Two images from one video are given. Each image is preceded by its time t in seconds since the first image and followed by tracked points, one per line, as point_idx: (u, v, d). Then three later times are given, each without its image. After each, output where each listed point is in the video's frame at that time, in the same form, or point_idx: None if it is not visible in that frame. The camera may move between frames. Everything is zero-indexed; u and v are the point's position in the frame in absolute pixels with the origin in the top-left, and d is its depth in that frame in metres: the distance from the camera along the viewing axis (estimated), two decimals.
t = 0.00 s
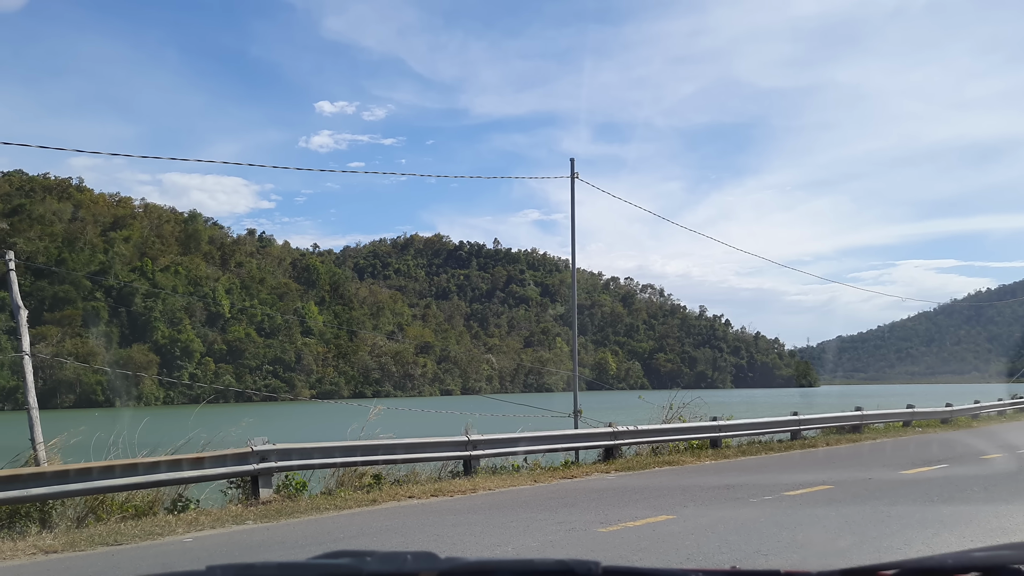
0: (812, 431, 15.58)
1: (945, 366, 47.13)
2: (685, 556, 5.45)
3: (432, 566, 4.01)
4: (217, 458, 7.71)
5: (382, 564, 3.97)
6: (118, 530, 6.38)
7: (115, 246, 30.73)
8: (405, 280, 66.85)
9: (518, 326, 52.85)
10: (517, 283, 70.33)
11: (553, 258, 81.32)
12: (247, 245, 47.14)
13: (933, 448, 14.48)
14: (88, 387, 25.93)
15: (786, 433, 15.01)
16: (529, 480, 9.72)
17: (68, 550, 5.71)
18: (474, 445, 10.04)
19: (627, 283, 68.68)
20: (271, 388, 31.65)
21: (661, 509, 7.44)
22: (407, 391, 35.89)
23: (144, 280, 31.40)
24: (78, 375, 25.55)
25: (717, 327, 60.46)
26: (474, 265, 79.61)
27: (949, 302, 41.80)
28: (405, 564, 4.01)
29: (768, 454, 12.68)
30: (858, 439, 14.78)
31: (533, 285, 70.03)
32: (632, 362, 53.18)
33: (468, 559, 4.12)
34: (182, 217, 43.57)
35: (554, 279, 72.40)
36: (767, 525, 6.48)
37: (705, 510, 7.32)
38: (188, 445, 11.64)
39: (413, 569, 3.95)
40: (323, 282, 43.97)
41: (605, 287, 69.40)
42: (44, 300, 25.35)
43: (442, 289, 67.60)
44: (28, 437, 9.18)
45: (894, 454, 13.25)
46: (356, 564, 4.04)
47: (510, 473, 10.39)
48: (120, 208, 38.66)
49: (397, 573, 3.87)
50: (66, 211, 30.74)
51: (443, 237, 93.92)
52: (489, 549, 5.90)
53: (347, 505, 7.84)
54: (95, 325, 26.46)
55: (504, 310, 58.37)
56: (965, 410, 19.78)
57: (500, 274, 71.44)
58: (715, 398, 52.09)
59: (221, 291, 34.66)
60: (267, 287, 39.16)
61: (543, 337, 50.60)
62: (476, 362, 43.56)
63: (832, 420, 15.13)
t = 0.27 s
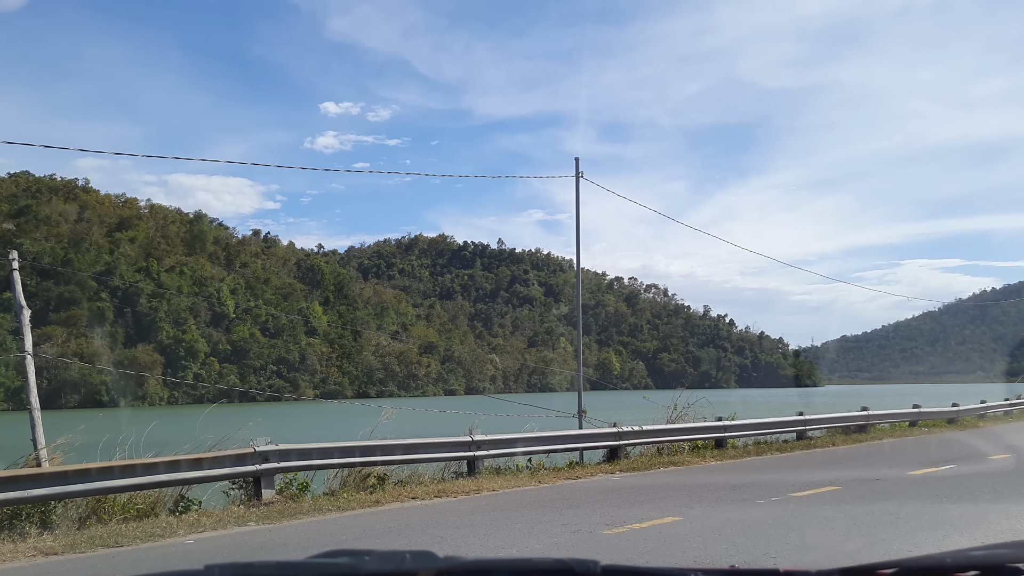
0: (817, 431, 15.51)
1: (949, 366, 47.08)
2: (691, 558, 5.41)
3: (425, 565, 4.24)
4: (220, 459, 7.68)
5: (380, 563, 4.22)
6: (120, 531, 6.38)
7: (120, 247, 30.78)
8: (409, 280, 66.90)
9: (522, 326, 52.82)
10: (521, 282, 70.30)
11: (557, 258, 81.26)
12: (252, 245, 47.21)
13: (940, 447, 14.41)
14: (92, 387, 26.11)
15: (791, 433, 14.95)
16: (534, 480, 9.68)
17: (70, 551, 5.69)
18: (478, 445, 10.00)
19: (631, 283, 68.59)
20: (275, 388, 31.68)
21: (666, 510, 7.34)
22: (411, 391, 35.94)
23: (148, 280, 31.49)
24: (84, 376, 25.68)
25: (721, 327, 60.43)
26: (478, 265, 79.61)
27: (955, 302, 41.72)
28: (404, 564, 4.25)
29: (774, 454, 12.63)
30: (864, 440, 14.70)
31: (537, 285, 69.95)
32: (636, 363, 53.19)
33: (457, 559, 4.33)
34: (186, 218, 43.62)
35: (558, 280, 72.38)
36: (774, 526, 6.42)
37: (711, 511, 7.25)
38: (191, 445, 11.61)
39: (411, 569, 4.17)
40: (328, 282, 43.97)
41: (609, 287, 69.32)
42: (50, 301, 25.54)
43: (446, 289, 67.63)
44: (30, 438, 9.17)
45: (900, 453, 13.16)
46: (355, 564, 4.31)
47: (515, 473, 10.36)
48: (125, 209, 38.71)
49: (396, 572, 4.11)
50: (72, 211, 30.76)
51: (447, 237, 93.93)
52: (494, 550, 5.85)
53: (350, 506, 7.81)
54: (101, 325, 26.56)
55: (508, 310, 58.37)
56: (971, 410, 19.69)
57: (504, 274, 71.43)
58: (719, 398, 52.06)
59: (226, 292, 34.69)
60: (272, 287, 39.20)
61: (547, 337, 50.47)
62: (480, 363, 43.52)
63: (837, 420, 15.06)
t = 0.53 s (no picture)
0: (825, 432, 15.40)
1: (956, 367, 47.09)
2: (701, 561, 5.33)
3: (424, 564, 4.37)
4: (224, 459, 7.65)
5: (381, 563, 4.41)
6: (124, 532, 6.35)
7: (126, 247, 30.82)
8: (414, 281, 66.89)
9: (528, 326, 52.73)
10: (525, 283, 70.23)
11: (562, 258, 81.18)
12: (257, 245, 47.25)
13: (950, 447, 14.29)
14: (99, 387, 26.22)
15: (799, 433, 14.85)
16: (540, 481, 9.61)
17: (73, 553, 5.66)
18: (483, 446, 9.95)
19: (636, 283, 68.47)
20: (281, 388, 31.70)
21: (675, 512, 7.22)
22: (416, 391, 35.93)
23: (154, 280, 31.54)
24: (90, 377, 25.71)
25: (727, 326, 60.31)
26: (482, 265, 79.54)
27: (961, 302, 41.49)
28: (405, 562, 4.43)
29: (781, 455, 12.54)
30: (873, 441, 14.58)
31: (543, 285, 69.87)
32: (641, 363, 53.13)
33: (454, 559, 4.42)
34: (192, 218, 43.66)
35: (563, 280, 72.26)
36: (785, 529, 6.31)
37: (721, 513, 7.14)
38: (194, 445, 11.58)
39: (412, 568, 4.34)
40: (333, 283, 43.97)
41: (614, 287, 69.18)
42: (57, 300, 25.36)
43: (451, 289, 67.59)
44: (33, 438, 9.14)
45: (910, 453, 13.04)
46: (357, 563, 4.51)
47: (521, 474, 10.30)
48: (131, 209, 38.77)
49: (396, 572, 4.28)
50: (78, 212, 30.82)
51: (451, 237, 93.91)
52: (501, 553, 5.77)
53: (355, 508, 7.77)
54: (106, 325, 26.56)
55: (513, 311, 58.30)
56: (980, 411, 19.54)
57: (509, 274, 71.38)
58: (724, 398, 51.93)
59: (231, 292, 34.71)
60: (277, 288, 39.22)
61: (552, 337, 50.37)
62: (485, 363, 43.48)
63: (845, 421, 14.95)
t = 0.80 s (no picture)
0: (833, 433, 15.32)
1: (963, 366, 46.49)
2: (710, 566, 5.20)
3: (424, 563, 4.18)
4: (226, 460, 7.60)
5: (381, 561, 4.20)
6: (125, 535, 6.30)
7: (131, 248, 30.89)
8: (419, 281, 66.92)
9: (532, 326, 52.69)
10: (530, 283, 70.19)
11: (568, 258, 81.14)
12: (263, 245, 47.32)
13: (959, 447, 14.19)
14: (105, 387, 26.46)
15: (807, 434, 14.76)
16: (546, 483, 9.54)
17: (72, 556, 5.61)
18: (489, 447, 9.89)
19: (641, 283, 68.41)
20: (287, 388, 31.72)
21: (684, 515, 7.04)
22: (421, 391, 35.92)
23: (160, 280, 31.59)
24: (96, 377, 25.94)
25: (732, 326, 60.31)
26: (487, 265, 79.51)
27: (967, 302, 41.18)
28: (404, 561, 4.22)
29: (790, 456, 12.44)
30: (881, 441, 14.48)
31: (547, 285, 69.84)
32: (647, 363, 53.12)
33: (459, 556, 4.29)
34: (198, 219, 43.75)
35: (568, 280, 72.20)
36: (796, 532, 6.15)
37: (731, 515, 6.98)
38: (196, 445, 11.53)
39: (412, 567, 4.14)
40: (338, 283, 44.00)
41: (619, 287, 69.11)
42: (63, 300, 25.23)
43: (456, 289, 67.60)
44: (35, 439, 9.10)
45: (919, 452, 12.94)
46: (355, 562, 4.28)
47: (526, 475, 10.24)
48: (137, 210, 38.87)
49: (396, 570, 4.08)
50: (85, 212, 30.90)
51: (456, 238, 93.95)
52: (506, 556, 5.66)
53: (359, 510, 7.71)
54: (113, 326, 26.67)
55: (518, 311, 58.28)
56: (989, 411, 19.41)
57: (514, 274, 71.36)
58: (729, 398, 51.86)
59: (237, 292, 34.75)
60: (282, 288, 39.26)
61: (556, 337, 50.23)
62: (491, 363, 43.45)
63: (853, 421, 14.86)
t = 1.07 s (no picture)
0: (839, 434, 15.18)
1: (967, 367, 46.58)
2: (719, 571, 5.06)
3: (429, 563, 4.06)
4: (225, 462, 7.51)
5: (385, 560, 4.07)
6: (121, 538, 6.21)
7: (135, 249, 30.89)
8: (422, 281, 66.84)
9: (536, 326, 52.55)
10: (534, 283, 70.06)
11: (571, 259, 81.01)
12: (266, 246, 47.28)
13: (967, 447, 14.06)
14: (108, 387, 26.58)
15: (813, 435, 14.63)
16: (550, 484, 9.43)
17: (66, 560, 5.53)
18: (492, 448, 9.78)
19: (645, 283, 68.26)
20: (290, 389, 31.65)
21: (691, 519, 6.86)
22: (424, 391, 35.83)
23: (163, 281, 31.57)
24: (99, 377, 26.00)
25: (736, 327, 60.26)
26: (491, 266, 79.39)
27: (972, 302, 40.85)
28: (409, 560, 4.09)
29: (797, 457, 12.31)
30: (889, 442, 14.34)
31: (551, 285, 69.73)
32: (650, 363, 53.03)
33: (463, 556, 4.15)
34: (201, 220, 43.71)
35: (571, 280, 72.06)
36: (808, 536, 5.98)
37: (741, 518, 6.80)
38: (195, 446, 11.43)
39: (416, 567, 4.02)
40: (342, 283, 43.94)
41: (622, 287, 68.96)
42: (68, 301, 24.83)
43: (459, 290, 67.50)
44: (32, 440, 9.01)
45: (927, 452, 12.80)
46: (360, 560, 4.15)
47: (530, 477, 10.13)
48: (141, 210, 38.86)
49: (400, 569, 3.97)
50: (88, 213, 30.89)
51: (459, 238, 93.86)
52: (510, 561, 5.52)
53: (360, 512, 7.61)
54: (116, 327, 26.69)
55: (521, 311, 58.16)
56: (998, 412, 19.23)
57: (517, 274, 71.24)
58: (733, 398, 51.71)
59: (240, 292, 34.70)
60: (286, 288, 39.22)
61: (560, 337, 50.14)
62: (494, 363, 43.33)
63: (860, 422, 14.72)
